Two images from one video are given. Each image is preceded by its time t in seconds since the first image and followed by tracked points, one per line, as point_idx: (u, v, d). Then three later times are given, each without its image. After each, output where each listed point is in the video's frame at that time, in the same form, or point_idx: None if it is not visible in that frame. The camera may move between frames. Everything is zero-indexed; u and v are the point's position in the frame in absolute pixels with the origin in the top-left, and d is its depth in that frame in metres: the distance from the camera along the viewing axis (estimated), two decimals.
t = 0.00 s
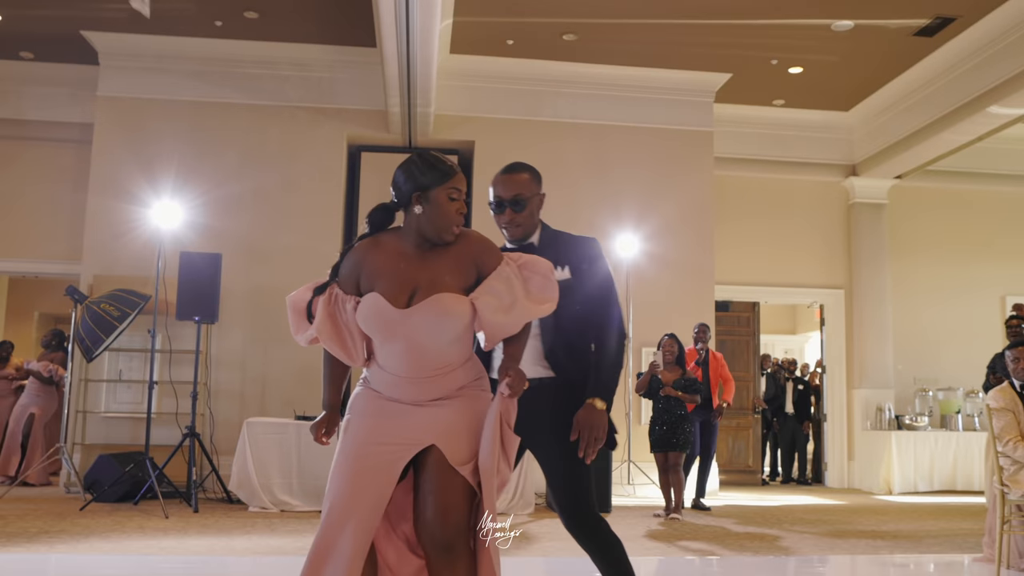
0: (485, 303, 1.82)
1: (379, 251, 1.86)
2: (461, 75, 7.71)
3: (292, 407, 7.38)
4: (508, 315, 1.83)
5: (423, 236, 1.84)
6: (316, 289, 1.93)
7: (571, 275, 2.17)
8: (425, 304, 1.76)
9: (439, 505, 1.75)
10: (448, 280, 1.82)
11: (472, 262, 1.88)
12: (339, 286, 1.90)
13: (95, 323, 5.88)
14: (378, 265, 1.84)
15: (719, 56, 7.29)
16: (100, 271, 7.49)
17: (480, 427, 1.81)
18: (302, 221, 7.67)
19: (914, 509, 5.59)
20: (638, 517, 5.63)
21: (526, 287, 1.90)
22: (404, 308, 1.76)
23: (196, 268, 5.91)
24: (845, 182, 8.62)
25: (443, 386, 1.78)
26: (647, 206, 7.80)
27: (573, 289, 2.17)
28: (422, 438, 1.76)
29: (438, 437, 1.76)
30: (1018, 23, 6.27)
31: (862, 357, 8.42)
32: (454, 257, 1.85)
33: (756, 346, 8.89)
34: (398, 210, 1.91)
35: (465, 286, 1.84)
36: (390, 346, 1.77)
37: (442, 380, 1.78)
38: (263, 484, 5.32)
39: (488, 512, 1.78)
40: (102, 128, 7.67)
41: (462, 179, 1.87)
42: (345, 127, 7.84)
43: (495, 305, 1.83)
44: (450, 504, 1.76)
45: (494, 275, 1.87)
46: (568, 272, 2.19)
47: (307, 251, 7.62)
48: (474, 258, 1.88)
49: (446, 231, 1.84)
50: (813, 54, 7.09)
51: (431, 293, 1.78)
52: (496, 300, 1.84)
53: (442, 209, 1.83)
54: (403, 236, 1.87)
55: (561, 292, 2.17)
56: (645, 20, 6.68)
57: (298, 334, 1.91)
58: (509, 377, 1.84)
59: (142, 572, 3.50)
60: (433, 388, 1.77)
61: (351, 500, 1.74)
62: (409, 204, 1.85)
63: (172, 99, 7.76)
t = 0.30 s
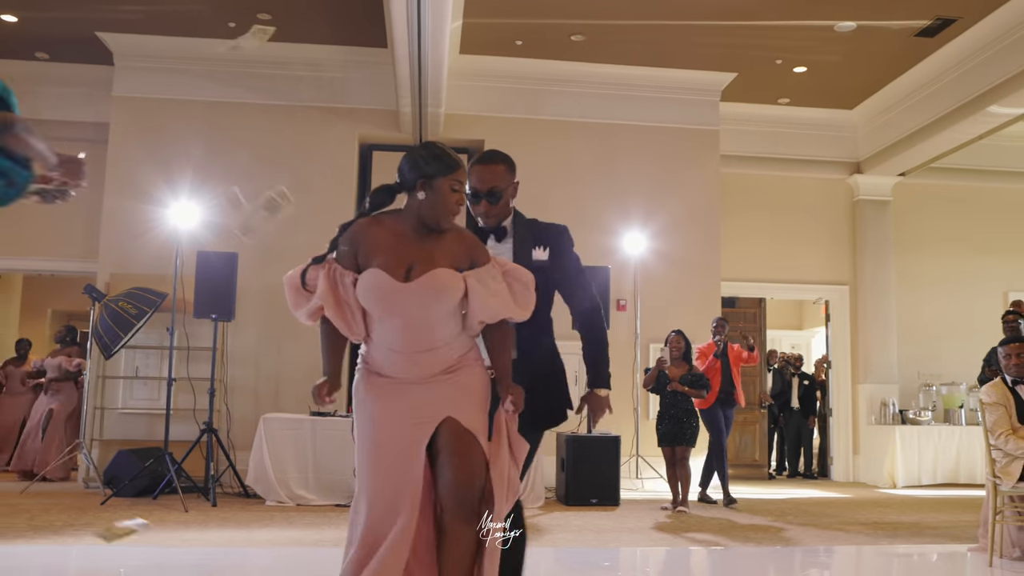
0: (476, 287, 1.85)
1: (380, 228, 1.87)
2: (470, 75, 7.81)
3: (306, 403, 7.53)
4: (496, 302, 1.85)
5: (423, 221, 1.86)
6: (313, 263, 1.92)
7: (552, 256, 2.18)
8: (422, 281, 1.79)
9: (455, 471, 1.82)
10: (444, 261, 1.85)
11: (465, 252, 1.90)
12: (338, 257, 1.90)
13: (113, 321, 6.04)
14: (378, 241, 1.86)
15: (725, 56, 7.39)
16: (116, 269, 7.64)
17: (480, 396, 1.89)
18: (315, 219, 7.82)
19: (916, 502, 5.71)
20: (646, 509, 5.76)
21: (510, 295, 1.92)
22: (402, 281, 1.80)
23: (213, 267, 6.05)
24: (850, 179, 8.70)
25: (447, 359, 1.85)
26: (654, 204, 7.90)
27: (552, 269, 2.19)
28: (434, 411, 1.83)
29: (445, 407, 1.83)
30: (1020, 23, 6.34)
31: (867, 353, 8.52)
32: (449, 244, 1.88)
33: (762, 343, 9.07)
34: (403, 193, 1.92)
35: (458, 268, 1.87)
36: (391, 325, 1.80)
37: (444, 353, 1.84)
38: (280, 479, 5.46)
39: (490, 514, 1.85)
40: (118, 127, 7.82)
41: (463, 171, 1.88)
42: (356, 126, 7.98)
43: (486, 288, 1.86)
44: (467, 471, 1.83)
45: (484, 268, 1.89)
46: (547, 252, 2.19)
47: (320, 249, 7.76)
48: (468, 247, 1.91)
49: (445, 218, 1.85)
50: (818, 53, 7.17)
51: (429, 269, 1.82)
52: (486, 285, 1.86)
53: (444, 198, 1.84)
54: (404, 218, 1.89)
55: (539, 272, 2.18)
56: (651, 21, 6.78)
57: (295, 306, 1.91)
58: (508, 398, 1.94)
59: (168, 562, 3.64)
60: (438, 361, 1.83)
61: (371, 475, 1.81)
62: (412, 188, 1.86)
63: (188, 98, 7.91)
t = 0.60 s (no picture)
0: (497, 309, 1.96)
1: (407, 251, 1.99)
2: (484, 77, 7.93)
3: (326, 401, 7.68)
4: (517, 322, 1.97)
5: (449, 246, 1.98)
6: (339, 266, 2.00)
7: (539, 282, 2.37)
8: (446, 305, 1.90)
9: (476, 476, 1.93)
10: (466, 286, 1.97)
11: (486, 275, 2.03)
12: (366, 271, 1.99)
13: (139, 320, 6.24)
14: (406, 263, 1.97)
15: (736, 57, 7.47)
16: (140, 270, 7.83)
17: (499, 407, 1.98)
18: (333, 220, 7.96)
19: (927, 498, 5.80)
20: (659, 505, 5.87)
21: (533, 309, 2.04)
22: (427, 306, 1.91)
23: (235, 267, 6.20)
24: (861, 177, 8.76)
25: (467, 374, 1.94)
26: (666, 203, 8.00)
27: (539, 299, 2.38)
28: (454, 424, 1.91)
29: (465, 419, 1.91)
30: None
31: (878, 349, 8.59)
32: (472, 267, 2.01)
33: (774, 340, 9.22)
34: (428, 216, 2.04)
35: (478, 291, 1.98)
36: (416, 343, 1.90)
37: (464, 368, 1.93)
38: (303, 475, 5.60)
39: (489, 513, 1.94)
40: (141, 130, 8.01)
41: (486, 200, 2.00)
42: (372, 128, 8.13)
43: (507, 309, 1.97)
44: (487, 477, 1.93)
45: (504, 288, 2.01)
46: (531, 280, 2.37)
47: (338, 250, 7.91)
48: (489, 270, 2.03)
49: (468, 242, 1.98)
50: (829, 53, 7.23)
51: (452, 296, 1.93)
52: (507, 306, 1.97)
53: (468, 225, 1.96)
54: (430, 241, 2.00)
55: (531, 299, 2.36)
56: (662, 24, 6.88)
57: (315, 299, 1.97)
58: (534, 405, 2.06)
59: (199, 553, 3.81)
60: (457, 376, 1.93)
61: (393, 483, 1.89)
62: (439, 212, 1.98)
63: (208, 102, 8.11)
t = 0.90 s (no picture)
0: (511, 309, 2.08)
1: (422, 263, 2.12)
2: (504, 79, 8.03)
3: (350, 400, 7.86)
4: (530, 319, 2.09)
5: (461, 258, 2.12)
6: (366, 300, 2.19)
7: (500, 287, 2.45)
8: (463, 307, 2.03)
9: (471, 481, 2.04)
10: (480, 291, 2.10)
11: (499, 282, 2.16)
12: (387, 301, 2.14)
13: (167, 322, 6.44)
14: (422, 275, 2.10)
15: (754, 58, 7.51)
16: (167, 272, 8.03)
17: (507, 414, 2.09)
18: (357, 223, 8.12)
19: (944, 496, 5.86)
20: (677, 503, 5.96)
21: (545, 304, 2.16)
22: (444, 307, 2.04)
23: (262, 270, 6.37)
24: (881, 174, 8.76)
25: (480, 378, 2.06)
26: (686, 203, 8.07)
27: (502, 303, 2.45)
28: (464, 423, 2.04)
29: (471, 424, 2.04)
30: None
31: (899, 346, 8.60)
32: (484, 277, 2.13)
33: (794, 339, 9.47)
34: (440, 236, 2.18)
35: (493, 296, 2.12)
36: (435, 344, 2.04)
37: (477, 371, 2.06)
38: (328, 472, 5.77)
39: (489, 514, 2.05)
40: (169, 134, 8.20)
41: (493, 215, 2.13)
42: (394, 131, 8.28)
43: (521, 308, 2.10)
44: (481, 483, 2.04)
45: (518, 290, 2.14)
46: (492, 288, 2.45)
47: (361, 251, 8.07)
48: (500, 276, 2.16)
49: (479, 253, 2.10)
50: (848, 52, 7.25)
51: (467, 297, 2.07)
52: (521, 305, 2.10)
53: (477, 237, 2.09)
54: (443, 256, 2.13)
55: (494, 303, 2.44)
56: (680, 26, 6.94)
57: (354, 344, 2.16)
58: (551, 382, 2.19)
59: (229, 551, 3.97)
60: (471, 379, 2.05)
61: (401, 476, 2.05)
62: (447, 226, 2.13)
63: (233, 107, 8.29)
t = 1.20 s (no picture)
0: (518, 316, 2.15)
1: (432, 276, 2.21)
2: (530, 80, 8.10)
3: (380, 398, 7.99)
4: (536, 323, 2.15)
5: (469, 271, 2.19)
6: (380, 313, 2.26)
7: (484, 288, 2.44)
8: (472, 319, 2.10)
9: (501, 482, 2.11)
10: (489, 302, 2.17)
11: (507, 290, 2.23)
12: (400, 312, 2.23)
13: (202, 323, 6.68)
14: (433, 290, 2.19)
15: (778, 57, 7.52)
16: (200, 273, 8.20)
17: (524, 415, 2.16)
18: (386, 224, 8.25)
19: (972, 496, 5.86)
20: (704, 501, 6.01)
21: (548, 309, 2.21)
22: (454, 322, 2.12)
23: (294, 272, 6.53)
24: (909, 171, 8.72)
25: (496, 383, 2.13)
26: (712, 203, 8.09)
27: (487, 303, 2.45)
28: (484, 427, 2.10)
29: (494, 427, 2.11)
30: None
31: (928, 345, 8.57)
32: (492, 289, 2.20)
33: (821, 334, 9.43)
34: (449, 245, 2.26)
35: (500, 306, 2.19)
36: (449, 356, 2.11)
37: (494, 376, 2.13)
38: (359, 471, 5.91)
39: (489, 514, 2.14)
40: (200, 138, 8.36)
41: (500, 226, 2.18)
42: (421, 133, 8.38)
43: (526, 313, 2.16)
44: (514, 477, 2.11)
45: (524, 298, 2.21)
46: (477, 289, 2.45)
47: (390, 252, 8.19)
48: (508, 284, 2.24)
49: (485, 268, 2.17)
50: (873, 50, 7.23)
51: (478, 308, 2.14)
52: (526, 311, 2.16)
53: (482, 250, 2.16)
54: (451, 268, 2.21)
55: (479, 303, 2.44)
56: (703, 27, 6.97)
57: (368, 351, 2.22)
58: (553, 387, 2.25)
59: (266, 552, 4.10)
60: (487, 384, 2.12)
61: (430, 482, 2.12)
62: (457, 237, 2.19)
63: (263, 110, 8.43)
